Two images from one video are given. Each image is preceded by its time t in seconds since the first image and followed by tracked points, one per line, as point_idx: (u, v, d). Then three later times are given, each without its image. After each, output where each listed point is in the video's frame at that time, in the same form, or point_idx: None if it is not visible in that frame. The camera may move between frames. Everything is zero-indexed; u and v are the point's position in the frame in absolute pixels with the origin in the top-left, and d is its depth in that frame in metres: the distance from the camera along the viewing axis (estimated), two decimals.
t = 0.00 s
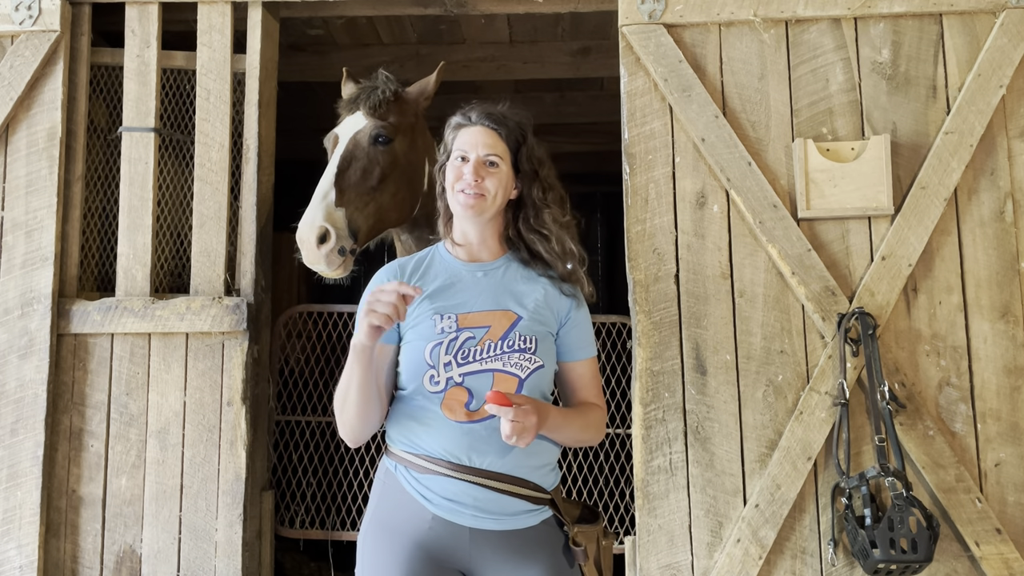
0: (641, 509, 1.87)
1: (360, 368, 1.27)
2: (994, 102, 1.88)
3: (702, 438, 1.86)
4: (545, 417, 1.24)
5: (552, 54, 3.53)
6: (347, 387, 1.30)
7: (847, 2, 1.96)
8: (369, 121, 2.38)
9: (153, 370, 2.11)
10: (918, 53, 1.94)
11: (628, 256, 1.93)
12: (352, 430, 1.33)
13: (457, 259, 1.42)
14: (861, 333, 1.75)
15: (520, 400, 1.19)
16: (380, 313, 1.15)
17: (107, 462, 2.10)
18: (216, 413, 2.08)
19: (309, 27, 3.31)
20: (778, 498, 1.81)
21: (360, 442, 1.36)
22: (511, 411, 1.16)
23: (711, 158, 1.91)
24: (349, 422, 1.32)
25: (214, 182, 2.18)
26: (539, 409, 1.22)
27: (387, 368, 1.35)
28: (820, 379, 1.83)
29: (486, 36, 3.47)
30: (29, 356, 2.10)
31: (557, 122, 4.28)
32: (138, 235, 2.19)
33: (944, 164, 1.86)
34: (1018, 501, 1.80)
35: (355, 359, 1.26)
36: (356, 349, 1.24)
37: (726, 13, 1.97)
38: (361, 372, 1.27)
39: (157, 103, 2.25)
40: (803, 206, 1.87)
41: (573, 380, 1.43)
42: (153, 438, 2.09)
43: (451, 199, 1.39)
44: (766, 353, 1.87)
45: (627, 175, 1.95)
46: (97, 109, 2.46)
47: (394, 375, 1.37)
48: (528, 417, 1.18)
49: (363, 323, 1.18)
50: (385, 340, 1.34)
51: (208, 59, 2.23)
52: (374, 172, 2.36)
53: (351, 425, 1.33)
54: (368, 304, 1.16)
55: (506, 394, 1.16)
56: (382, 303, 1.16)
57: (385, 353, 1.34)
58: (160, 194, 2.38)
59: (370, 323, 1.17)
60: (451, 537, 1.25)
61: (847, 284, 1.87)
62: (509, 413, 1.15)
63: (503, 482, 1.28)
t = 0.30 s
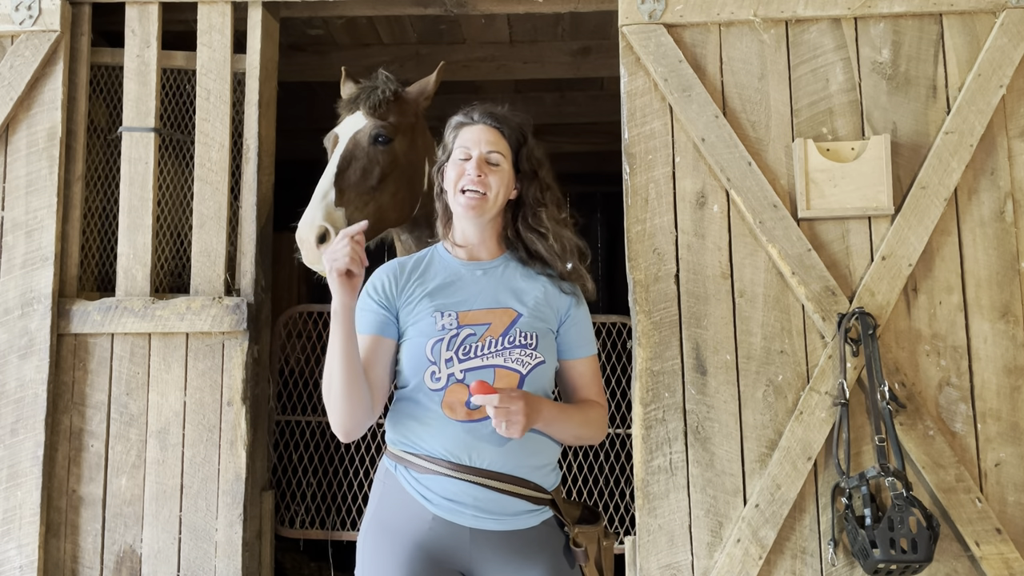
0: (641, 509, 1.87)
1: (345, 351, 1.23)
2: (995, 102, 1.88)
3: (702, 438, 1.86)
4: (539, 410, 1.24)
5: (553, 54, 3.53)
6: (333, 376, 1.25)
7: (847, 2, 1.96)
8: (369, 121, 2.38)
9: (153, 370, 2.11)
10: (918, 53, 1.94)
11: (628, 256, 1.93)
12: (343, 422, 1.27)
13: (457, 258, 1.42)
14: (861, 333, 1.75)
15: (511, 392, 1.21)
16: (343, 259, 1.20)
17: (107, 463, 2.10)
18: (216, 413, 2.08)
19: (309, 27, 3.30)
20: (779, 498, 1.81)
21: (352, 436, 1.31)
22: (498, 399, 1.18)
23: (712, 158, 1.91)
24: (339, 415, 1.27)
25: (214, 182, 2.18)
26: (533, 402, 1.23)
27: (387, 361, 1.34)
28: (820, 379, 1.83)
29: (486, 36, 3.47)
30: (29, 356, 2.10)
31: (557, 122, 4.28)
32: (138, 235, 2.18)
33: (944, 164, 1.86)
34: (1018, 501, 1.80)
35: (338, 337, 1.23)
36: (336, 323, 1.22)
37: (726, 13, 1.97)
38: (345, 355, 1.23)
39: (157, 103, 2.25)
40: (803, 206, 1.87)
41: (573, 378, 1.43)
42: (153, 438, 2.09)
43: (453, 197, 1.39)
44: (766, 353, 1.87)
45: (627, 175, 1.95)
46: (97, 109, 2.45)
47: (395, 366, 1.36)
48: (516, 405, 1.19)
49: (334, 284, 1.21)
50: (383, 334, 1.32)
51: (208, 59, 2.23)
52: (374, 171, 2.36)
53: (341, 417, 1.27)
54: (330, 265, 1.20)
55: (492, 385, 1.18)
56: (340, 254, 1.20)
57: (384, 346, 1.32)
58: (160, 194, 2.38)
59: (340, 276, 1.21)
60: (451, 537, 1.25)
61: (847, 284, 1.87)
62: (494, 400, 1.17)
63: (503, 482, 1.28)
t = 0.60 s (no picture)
0: (641, 509, 1.87)
1: (363, 363, 1.27)
2: (995, 102, 1.88)
3: (702, 438, 1.86)
4: (545, 408, 1.24)
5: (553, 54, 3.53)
6: (345, 383, 1.29)
7: (847, 2, 1.96)
8: (369, 121, 2.38)
9: (153, 370, 2.11)
10: (918, 53, 1.94)
11: (628, 256, 1.93)
12: (348, 427, 1.32)
13: (457, 258, 1.42)
14: (861, 333, 1.75)
15: (519, 388, 1.21)
16: (404, 318, 1.16)
17: (107, 463, 2.10)
18: (216, 413, 2.08)
19: (309, 27, 3.31)
20: (779, 498, 1.81)
21: (352, 440, 1.35)
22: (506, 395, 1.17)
23: (711, 158, 1.91)
24: (345, 420, 1.32)
25: (214, 182, 2.18)
26: (540, 401, 1.23)
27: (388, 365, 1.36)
28: (820, 379, 1.83)
29: (486, 36, 3.47)
30: (29, 356, 2.10)
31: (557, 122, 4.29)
32: (138, 235, 2.19)
33: (944, 164, 1.86)
34: (1018, 501, 1.80)
35: (359, 352, 1.26)
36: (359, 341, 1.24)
37: (726, 13, 1.97)
38: (363, 366, 1.27)
39: (157, 103, 2.25)
40: (803, 206, 1.87)
41: (573, 377, 1.43)
42: (153, 438, 2.09)
43: (454, 198, 1.39)
44: (766, 353, 1.87)
45: (627, 175, 1.95)
46: (97, 109, 2.45)
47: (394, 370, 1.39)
48: (524, 400, 1.19)
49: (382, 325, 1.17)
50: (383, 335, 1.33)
51: (208, 59, 2.23)
52: (373, 171, 2.36)
53: (347, 423, 1.32)
54: (395, 308, 1.16)
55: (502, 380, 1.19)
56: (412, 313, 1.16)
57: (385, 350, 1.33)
58: (160, 194, 2.38)
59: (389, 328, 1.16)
60: (449, 539, 1.25)
61: (847, 284, 1.87)
62: (503, 394, 1.16)
63: (501, 483, 1.28)
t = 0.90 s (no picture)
0: (641, 509, 1.87)
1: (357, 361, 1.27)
2: (994, 102, 1.88)
3: (702, 438, 1.86)
4: (542, 415, 1.24)
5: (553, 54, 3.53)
6: (343, 382, 1.30)
7: (848, 2, 1.96)
8: (369, 120, 2.38)
9: (153, 370, 2.11)
10: (918, 53, 1.94)
11: (628, 256, 1.93)
12: (347, 427, 1.32)
13: (457, 257, 1.42)
14: (861, 333, 1.75)
15: (516, 395, 1.21)
16: (383, 300, 1.19)
17: (107, 463, 2.10)
18: (216, 413, 2.08)
19: (309, 27, 3.31)
20: (779, 498, 1.82)
21: (352, 440, 1.35)
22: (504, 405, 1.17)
23: (712, 158, 1.91)
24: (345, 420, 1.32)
25: (214, 182, 2.18)
26: (536, 407, 1.22)
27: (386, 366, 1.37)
28: (820, 379, 1.83)
29: (486, 36, 3.47)
30: (29, 356, 2.10)
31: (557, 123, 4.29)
32: (138, 235, 2.18)
33: (944, 164, 1.86)
34: (1018, 501, 1.80)
35: (353, 349, 1.26)
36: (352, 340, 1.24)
37: (727, 13, 1.97)
38: (358, 364, 1.27)
39: (157, 103, 2.25)
40: (803, 206, 1.87)
41: (575, 377, 1.43)
42: (153, 438, 2.09)
43: (453, 196, 1.39)
44: (766, 353, 1.87)
45: (627, 175, 1.95)
46: (97, 109, 2.45)
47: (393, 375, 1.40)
48: (520, 410, 1.19)
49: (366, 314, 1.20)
50: (383, 338, 1.36)
51: (208, 59, 2.23)
52: (373, 171, 2.36)
53: (346, 423, 1.32)
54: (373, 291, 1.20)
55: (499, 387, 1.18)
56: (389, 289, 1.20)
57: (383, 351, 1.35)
58: (160, 194, 2.38)
59: (372, 312, 1.20)
60: (448, 541, 1.25)
61: (847, 284, 1.87)
62: (499, 403, 1.16)
63: (499, 485, 1.28)
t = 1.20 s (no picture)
0: (641, 509, 1.87)
1: (358, 360, 1.26)
2: (994, 102, 1.88)
3: (702, 438, 1.86)
4: (539, 412, 1.23)
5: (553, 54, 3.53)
6: (343, 380, 1.29)
7: (848, 2, 1.96)
8: (369, 120, 2.38)
9: (153, 370, 2.11)
10: (918, 53, 1.94)
11: (628, 256, 1.93)
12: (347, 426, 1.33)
13: (459, 256, 1.42)
14: (861, 333, 1.75)
15: (512, 390, 1.21)
16: (394, 328, 1.13)
17: (107, 463, 2.10)
18: (216, 413, 2.08)
19: (309, 27, 3.31)
20: (779, 498, 1.81)
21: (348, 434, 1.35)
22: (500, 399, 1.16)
23: (712, 158, 1.91)
24: (343, 417, 1.32)
25: (214, 183, 2.18)
26: (533, 403, 1.22)
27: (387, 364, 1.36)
28: (820, 379, 1.83)
29: (486, 36, 3.47)
30: (29, 356, 2.10)
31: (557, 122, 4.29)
32: (138, 235, 2.19)
33: (944, 164, 1.86)
34: (1018, 501, 1.80)
35: (353, 349, 1.25)
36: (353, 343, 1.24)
37: (726, 13, 1.97)
38: (359, 366, 1.27)
39: (157, 103, 2.25)
40: (803, 206, 1.87)
41: (575, 377, 1.43)
42: (153, 438, 2.09)
43: (454, 198, 1.39)
44: (766, 353, 1.87)
45: (627, 175, 1.95)
46: (97, 109, 2.45)
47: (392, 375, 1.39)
48: (516, 406, 1.18)
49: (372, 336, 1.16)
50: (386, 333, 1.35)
51: (208, 59, 2.23)
52: (372, 170, 2.36)
53: (345, 418, 1.32)
54: (388, 316, 1.13)
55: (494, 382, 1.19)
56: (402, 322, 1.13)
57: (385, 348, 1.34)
58: (160, 194, 2.38)
59: (380, 334, 1.14)
60: (446, 543, 1.25)
61: (847, 284, 1.87)
62: (494, 396, 1.16)
63: (497, 487, 1.27)
